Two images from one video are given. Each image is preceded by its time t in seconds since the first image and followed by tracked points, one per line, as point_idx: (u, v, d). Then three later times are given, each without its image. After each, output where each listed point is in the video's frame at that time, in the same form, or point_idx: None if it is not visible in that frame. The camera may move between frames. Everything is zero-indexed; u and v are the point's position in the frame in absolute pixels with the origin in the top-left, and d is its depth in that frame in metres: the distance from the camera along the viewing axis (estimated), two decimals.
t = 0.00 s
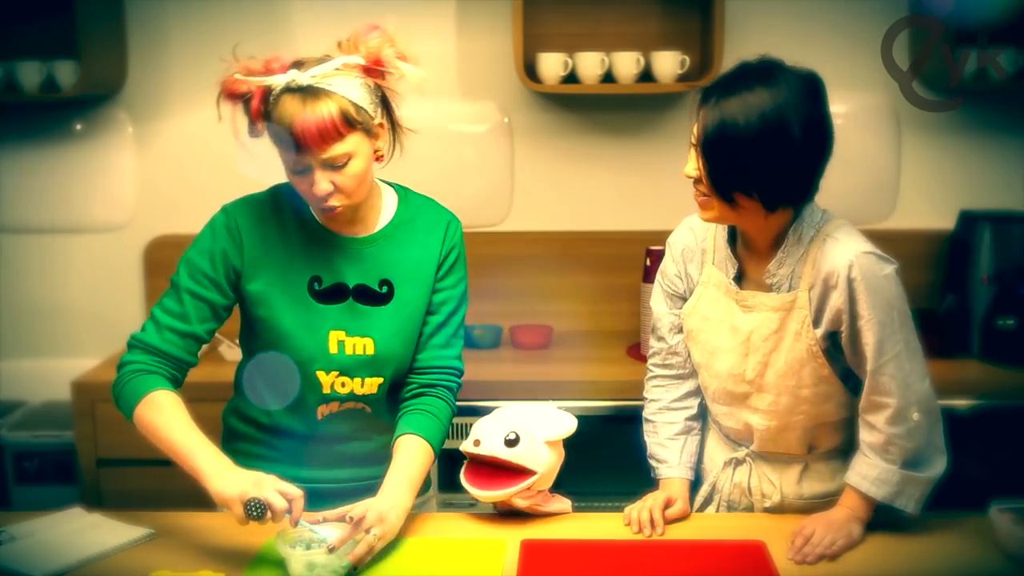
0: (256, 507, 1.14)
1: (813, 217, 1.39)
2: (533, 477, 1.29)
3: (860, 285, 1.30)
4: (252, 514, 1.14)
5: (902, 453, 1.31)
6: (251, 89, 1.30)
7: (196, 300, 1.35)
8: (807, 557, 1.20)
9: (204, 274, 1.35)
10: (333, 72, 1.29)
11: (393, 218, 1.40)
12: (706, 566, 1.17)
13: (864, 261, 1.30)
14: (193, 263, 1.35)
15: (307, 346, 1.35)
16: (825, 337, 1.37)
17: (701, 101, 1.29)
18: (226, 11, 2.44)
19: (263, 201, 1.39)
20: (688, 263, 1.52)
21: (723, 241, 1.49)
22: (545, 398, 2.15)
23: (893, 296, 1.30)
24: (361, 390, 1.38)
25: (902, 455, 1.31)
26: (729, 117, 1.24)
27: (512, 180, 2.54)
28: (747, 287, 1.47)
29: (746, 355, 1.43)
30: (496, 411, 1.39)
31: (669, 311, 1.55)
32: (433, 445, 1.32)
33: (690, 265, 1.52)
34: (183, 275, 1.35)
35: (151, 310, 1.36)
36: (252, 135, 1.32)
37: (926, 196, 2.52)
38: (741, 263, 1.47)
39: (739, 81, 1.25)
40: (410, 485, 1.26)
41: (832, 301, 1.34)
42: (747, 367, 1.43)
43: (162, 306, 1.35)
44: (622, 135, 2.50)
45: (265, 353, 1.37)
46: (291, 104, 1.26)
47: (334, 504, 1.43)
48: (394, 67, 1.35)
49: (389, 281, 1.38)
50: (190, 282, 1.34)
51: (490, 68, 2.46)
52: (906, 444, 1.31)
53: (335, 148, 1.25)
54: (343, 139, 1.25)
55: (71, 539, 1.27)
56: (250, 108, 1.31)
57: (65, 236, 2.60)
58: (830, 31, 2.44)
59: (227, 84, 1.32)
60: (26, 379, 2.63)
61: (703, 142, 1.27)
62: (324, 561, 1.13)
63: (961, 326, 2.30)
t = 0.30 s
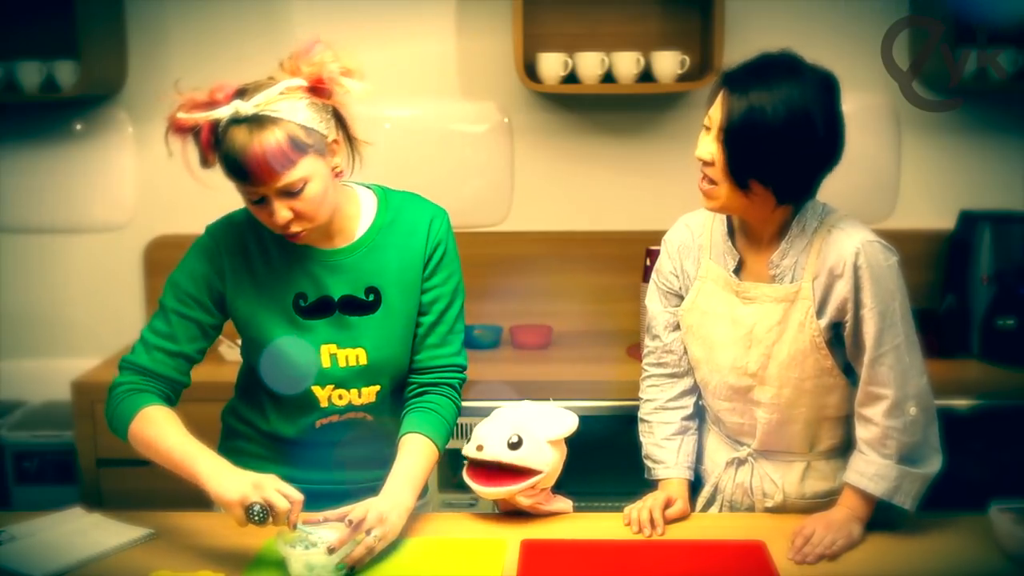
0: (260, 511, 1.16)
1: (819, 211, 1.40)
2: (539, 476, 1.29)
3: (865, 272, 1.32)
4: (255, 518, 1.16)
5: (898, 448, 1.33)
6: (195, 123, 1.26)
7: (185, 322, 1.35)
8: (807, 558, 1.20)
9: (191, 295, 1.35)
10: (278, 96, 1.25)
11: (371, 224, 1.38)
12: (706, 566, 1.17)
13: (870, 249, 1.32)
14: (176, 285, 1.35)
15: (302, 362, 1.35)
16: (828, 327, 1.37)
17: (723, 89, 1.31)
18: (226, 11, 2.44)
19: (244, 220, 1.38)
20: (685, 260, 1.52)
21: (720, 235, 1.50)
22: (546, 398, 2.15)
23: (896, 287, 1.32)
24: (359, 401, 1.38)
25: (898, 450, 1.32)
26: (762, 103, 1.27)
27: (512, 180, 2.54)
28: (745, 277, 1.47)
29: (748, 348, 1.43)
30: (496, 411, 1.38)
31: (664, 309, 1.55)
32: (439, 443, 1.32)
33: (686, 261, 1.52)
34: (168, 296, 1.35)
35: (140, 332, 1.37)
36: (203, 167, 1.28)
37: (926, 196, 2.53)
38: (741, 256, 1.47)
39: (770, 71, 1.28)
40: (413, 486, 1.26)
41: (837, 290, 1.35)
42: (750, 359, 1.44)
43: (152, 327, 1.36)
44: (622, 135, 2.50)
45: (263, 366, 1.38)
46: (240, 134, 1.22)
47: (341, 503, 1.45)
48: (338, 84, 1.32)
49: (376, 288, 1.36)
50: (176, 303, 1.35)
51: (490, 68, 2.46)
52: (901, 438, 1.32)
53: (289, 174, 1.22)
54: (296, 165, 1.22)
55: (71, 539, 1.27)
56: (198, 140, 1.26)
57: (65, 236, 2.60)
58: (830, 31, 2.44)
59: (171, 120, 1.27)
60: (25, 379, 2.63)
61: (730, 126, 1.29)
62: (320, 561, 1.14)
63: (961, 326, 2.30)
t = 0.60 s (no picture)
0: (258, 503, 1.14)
1: (826, 208, 1.41)
2: (549, 469, 1.29)
3: (871, 268, 1.33)
4: (253, 510, 1.13)
5: (898, 447, 1.33)
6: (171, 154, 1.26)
7: (182, 338, 1.36)
8: (806, 558, 1.20)
9: (189, 314, 1.36)
10: (250, 122, 1.25)
11: (359, 234, 1.37)
12: (706, 566, 1.17)
13: (877, 244, 1.33)
14: (173, 304, 1.36)
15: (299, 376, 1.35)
16: (833, 321, 1.37)
17: (738, 79, 1.34)
18: (226, 11, 2.44)
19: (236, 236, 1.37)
20: (689, 256, 1.53)
21: (724, 232, 1.50)
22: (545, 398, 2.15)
23: (899, 284, 1.33)
24: (358, 410, 1.38)
25: (898, 448, 1.32)
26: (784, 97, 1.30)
27: (512, 180, 2.54)
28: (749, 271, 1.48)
29: (753, 343, 1.44)
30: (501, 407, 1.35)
31: (668, 305, 1.55)
32: (440, 443, 1.32)
33: (691, 257, 1.52)
34: (166, 314, 1.37)
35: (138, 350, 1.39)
36: (179, 198, 1.28)
37: (926, 196, 2.52)
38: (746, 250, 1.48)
39: (791, 64, 1.31)
40: (412, 486, 1.25)
41: (843, 284, 1.35)
42: (755, 355, 1.44)
43: (149, 346, 1.37)
44: (621, 135, 2.50)
45: (263, 377, 1.38)
46: (216, 163, 1.21)
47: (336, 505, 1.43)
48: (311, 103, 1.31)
49: (368, 298, 1.36)
50: (173, 321, 1.36)
51: (490, 68, 2.46)
52: (901, 437, 1.33)
53: (269, 200, 1.21)
54: (275, 189, 1.22)
55: (71, 539, 1.27)
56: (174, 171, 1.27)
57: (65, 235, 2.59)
58: (830, 30, 2.44)
59: (145, 154, 1.28)
60: (25, 379, 2.63)
61: (751, 119, 1.31)
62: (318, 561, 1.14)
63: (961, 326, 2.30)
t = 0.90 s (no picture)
0: (269, 480, 1.15)
1: (834, 208, 1.41)
2: (567, 463, 1.28)
3: (877, 269, 1.31)
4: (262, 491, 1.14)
5: (900, 448, 1.32)
6: (210, 159, 1.26)
7: (185, 332, 1.36)
8: (806, 558, 1.20)
9: (192, 307, 1.35)
10: (302, 134, 1.25)
11: (367, 245, 1.37)
12: (707, 566, 1.17)
13: (882, 247, 1.32)
14: (177, 297, 1.35)
15: (299, 383, 1.36)
16: (838, 323, 1.37)
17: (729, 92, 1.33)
18: (226, 11, 2.44)
19: (244, 239, 1.37)
20: (697, 255, 1.53)
21: (733, 232, 1.50)
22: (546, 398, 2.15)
23: (906, 289, 1.32)
24: (355, 420, 1.39)
25: (899, 450, 1.32)
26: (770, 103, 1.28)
27: (512, 180, 2.54)
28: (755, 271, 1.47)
29: (758, 343, 1.44)
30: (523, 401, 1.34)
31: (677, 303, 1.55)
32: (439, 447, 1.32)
33: (699, 255, 1.53)
34: (169, 307, 1.36)
35: (137, 338, 1.37)
36: (209, 198, 1.27)
37: (926, 196, 2.53)
38: (754, 250, 1.48)
39: (777, 70, 1.30)
40: (413, 488, 1.25)
41: (849, 286, 1.35)
42: (761, 355, 1.44)
43: (147, 335, 1.36)
44: (621, 135, 2.50)
45: (262, 381, 1.39)
46: (264, 173, 1.21)
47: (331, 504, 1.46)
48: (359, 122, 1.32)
49: (371, 310, 1.36)
50: (176, 314, 1.35)
51: (490, 69, 2.46)
52: (903, 438, 1.32)
53: (314, 215, 1.22)
54: (321, 205, 1.23)
55: (71, 538, 1.27)
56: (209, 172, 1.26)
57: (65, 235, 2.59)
58: (830, 30, 2.44)
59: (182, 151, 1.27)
60: (25, 379, 2.63)
61: (743, 127, 1.30)
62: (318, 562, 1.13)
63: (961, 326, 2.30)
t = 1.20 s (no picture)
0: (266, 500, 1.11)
1: (832, 215, 1.39)
2: (550, 485, 1.28)
3: (875, 277, 1.30)
4: (261, 507, 1.12)
5: (903, 453, 1.31)
6: (212, 89, 1.26)
7: (194, 299, 1.34)
8: (806, 557, 1.20)
9: (196, 273, 1.34)
10: (298, 67, 1.25)
11: (359, 207, 1.37)
12: (706, 566, 1.17)
13: (880, 254, 1.30)
14: (183, 265, 1.34)
15: (290, 345, 1.33)
16: (838, 335, 1.37)
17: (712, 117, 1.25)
18: (226, 11, 2.44)
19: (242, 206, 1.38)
20: (694, 259, 1.53)
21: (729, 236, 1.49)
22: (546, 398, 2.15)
23: (906, 295, 1.30)
24: (349, 382, 1.35)
25: (903, 454, 1.31)
26: (748, 125, 1.20)
27: (512, 180, 2.54)
28: (754, 279, 1.47)
29: (758, 351, 1.43)
30: (490, 424, 1.33)
31: (676, 307, 1.54)
32: (436, 428, 1.31)
33: (697, 259, 1.52)
34: (175, 277, 1.35)
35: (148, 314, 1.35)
36: (209, 134, 1.28)
37: (926, 197, 2.52)
38: (751, 258, 1.47)
39: (754, 87, 1.21)
40: (411, 474, 1.25)
41: (847, 296, 1.34)
42: (760, 362, 1.43)
43: (160, 310, 1.34)
44: (621, 135, 2.50)
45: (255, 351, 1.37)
46: (259, 101, 1.20)
47: (342, 497, 1.42)
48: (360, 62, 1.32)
49: (365, 271, 1.34)
50: (183, 283, 1.34)
51: (490, 69, 2.46)
52: (906, 443, 1.31)
53: (305, 143, 1.20)
54: (314, 134, 1.21)
55: (70, 538, 1.27)
56: (210, 107, 1.27)
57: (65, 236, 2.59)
58: (830, 31, 2.44)
59: (186, 82, 1.29)
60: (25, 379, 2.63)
61: (727, 152, 1.22)
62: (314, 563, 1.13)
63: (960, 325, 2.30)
